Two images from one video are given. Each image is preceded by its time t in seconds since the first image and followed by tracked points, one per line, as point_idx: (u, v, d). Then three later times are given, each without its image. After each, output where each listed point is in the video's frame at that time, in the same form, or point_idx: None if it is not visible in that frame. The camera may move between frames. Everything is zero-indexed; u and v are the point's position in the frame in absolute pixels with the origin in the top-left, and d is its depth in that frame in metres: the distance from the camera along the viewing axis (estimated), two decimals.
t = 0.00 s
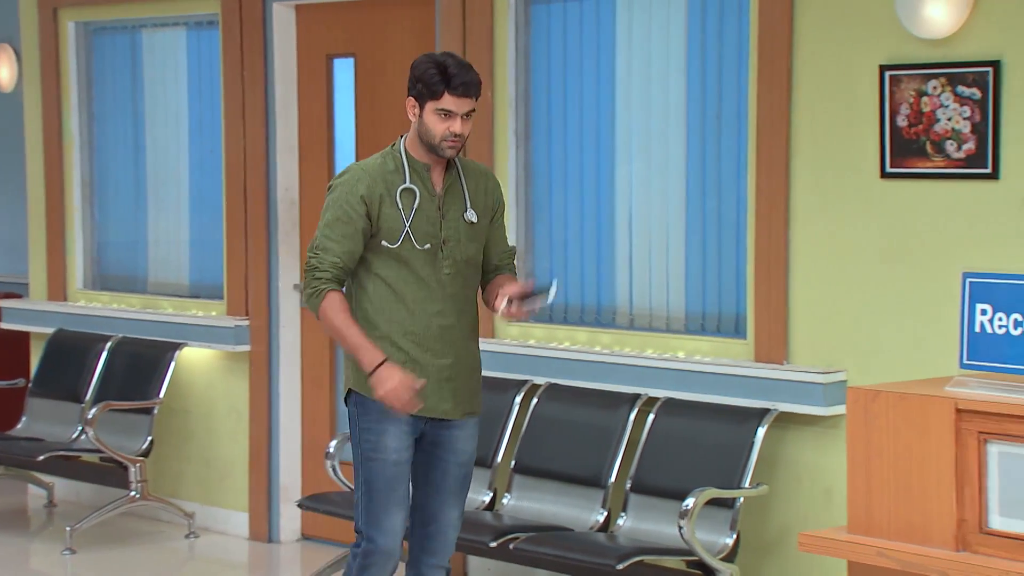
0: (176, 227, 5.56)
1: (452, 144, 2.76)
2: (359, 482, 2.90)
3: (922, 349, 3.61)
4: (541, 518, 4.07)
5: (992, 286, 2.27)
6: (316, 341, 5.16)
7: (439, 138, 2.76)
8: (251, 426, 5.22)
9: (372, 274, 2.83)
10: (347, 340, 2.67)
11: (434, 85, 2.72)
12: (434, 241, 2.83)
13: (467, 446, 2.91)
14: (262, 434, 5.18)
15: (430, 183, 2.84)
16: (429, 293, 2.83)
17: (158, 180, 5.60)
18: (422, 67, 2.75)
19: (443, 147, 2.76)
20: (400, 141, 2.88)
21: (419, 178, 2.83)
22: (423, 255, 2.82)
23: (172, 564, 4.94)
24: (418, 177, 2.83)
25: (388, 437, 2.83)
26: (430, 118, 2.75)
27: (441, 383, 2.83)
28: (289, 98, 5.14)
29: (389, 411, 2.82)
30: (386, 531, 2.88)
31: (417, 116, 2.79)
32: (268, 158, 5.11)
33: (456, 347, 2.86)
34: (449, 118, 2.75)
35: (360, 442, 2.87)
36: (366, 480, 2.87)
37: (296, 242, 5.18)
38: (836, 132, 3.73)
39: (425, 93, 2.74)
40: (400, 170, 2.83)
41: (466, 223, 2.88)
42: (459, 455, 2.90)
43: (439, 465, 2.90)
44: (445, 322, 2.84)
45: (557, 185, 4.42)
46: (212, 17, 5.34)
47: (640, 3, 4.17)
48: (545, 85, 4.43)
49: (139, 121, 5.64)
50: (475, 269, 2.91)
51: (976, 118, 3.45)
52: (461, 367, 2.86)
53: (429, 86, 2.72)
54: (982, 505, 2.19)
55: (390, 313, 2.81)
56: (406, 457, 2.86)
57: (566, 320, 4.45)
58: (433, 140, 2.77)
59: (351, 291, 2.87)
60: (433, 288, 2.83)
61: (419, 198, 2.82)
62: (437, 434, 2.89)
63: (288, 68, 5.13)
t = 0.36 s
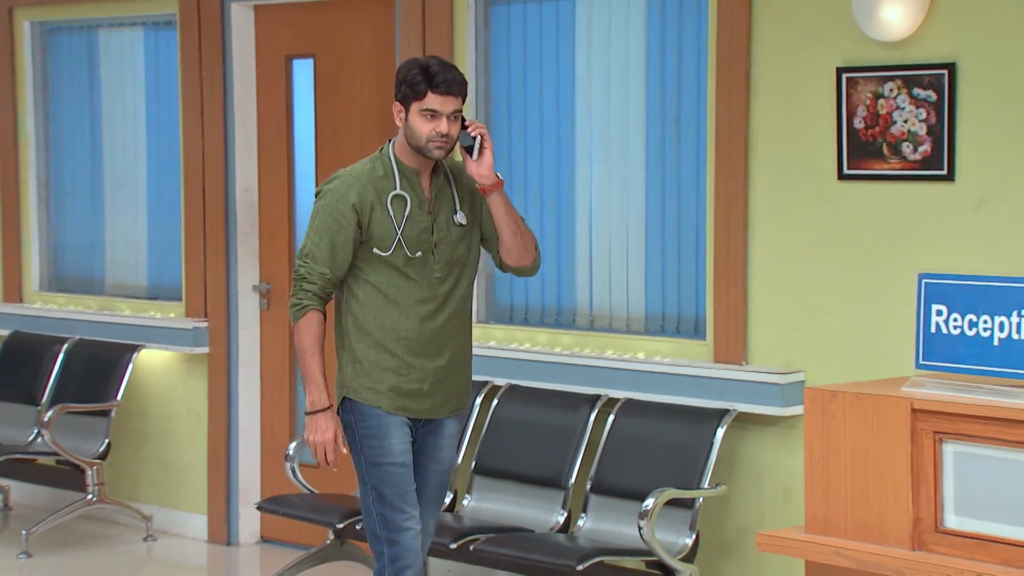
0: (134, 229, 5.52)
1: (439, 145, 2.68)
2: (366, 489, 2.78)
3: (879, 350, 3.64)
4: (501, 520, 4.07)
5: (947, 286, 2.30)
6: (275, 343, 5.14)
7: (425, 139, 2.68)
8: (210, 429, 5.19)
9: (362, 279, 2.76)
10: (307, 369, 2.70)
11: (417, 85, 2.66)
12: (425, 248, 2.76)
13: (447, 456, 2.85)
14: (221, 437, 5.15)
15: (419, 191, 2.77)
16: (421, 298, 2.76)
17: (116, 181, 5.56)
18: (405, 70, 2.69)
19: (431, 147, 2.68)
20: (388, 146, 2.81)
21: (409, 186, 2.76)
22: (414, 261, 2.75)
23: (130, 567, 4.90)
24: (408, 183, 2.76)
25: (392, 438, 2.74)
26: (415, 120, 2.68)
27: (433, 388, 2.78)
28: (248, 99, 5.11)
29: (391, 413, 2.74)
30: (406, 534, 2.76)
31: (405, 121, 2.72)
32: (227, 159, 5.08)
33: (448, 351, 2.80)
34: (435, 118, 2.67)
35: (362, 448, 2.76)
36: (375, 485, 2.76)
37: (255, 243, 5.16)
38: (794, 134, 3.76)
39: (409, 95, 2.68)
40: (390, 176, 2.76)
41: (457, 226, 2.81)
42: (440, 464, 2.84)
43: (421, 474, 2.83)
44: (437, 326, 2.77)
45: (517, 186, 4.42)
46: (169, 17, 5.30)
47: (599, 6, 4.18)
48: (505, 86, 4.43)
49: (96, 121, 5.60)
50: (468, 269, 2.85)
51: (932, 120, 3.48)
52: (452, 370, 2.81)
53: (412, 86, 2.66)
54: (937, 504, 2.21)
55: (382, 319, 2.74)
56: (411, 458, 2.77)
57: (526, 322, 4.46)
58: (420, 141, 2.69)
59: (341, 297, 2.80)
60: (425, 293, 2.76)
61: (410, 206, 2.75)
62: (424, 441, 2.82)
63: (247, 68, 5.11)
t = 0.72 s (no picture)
0: (99, 233, 5.49)
1: (427, 131, 2.62)
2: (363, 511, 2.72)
3: (844, 354, 3.66)
4: (469, 524, 4.06)
5: (911, 291, 2.31)
6: (241, 348, 5.12)
7: (412, 127, 2.62)
8: (175, 435, 5.16)
9: (360, 289, 2.66)
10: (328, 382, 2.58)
11: (399, 74, 2.62)
12: (422, 250, 2.68)
13: (452, 462, 2.79)
14: (187, 443, 5.12)
15: (410, 192, 2.70)
16: (421, 305, 2.68)
17: (81, 185, 5.52)
18: (383, 62, 2.65)
19: (419, 134, 2.62)
20: (372, 150, 2.73)
21: (399, 189, 2.68)
22: (414, 265, 2.67)
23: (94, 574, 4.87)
24: (399, 187, 2.68)
25: (397, 457, 2.68)
26: (400, 109, 2.62)
27: (436, 395, 2.70)
28: (214, 103, 5.09)
29: (396, 432, 2.66)
30: (402, 556, 2.72)
31: (388, 115, 2.65)
32: (193, 164, 5.06)
33: (448, 356, 2.72)
34: (420, 105, 2.61)
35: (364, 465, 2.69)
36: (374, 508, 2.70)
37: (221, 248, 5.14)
38: (759, 139, 3.78)
39: (390, 86, 2.63)
40: (380, 181, 2.67)
41: (449, 226, 2.74)
42: (446, 471, 2.78)
43: (426, 484, 2.77)
44: (438, 332, 2.69)
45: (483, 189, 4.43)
46: (135, 21, 5.27)
47: (566, 11, 4.19)
48: (473, 91, 4.43)
49: (60, 124, 5.55)
50: (463, 268, 2.78)
51: (896, 126, 3.51)
52: (452, 375, 2.74)
53: (393, 75, 2.62)
54: (901, 508, 2.23)
55: (383, 328, 2.65)
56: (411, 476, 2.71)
57: (494, 327, 4.46)
58: (407, 130, 2.62)
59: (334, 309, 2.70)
60: (426, 299, 2.68)
61: (404, 209, 2.67)
62: (428, 452, 2.75)
63: (212, 73, 5.09)
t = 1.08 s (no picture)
0: (77, 240, 5.46)
1: (432, 133, 2.68)
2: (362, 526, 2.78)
3: (823, 360, 3.67)
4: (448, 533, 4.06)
5: (890, 297, 2.32)
6: (221, 355, 5.10)
7: (418, 129, 2.68)
8: (154, 442, 5.15)
9: (362, 296, 2.71)
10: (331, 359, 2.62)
11: (402, 76, 2.68)
12: (424, 258, 2.73)
13: (480, 464, 2.80)
14: (166, 449, 5.10)
15: (411, 199, 2.74)
16: (424, 312, 2.73)
17: (59, 192, 5.50)
18: (385, 65, 2.72)
19: (424, 135, 2.68)
20: (373, 155, 2.78)
21: (400, 195, 2.73)
22: (416, 273, 2.72)
23: None
24: (401, 193, 2.73)
25: (399, 475, 2.73)
26: (405, 111, 2.68)
27: (440, 402, 2.73)
28: (193, 109, 5.08)
29: (397, 450, 2.72)
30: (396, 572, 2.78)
31: (390, 117, 2.71)
32: (172, 170, 5.04)
33: (450, 364, 2.76)
34: (425, 106, 2.68)
35: (367, 480, 2.75)
36: (373, 523, 2.76)
37: (200, 254, 5.12)
38: (738, 146, 3.79)
39: (394, 88, 2.69)
40: (382, 186, 2.72)
41: (450, 232, 2.79)
42: (475, 474, 2.79)
43: (456, 489, 2.79)
44: (441, 339, 2.74)
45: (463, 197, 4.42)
46: (113, 27, 5.26)
47: (545, 17, 4.19)
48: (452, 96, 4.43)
49: (38, 129, 5.53)
50: (466, 274, 2.83)
51: (875, 133, 3.52)
52: (456, 382, 2.77)
53: (397, 77, 2.68)
54: (879, 513, 2.23)
55: (386, 335, 2.70)
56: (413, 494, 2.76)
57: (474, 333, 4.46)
58: (411, 131, 2.68)
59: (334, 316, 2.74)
60: (429, 306, 2.73)
61: (405, 215, 2.72)
62: (446, 459, 2.79)
63: (191, 79, 5.08)
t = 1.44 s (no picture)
0: (38, 244, 5.42)
1: (437, 143, 2.66)
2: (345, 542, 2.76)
3: (787, 364, 3.69)
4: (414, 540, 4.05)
5: (852, 302, 2.33)
6: (184, 360, 5.07)
7: (423, 137, 2.66)
8: (117, 448, 5.11)
9: (356, 304, 2.69)
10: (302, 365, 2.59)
11: (411, 84, 2.66)
12: (420, 269, 2.69)
13: (474, 480, 2.74)
14: (128, 455, 5.07)
15: (415, 208, 2.72)
16: (418, 324, 2.69)
17: (20, 195, 5.45)
18: (394, 72, 2.70)
19: (430, 144, 2.66)
20: (382, 163, 2.76)
21: (403, 204, 2.71)
22: (410, 283, 2.68)
23: None
24: (405, 201, 2.71)
25: (377, 491, 2.69)
26: (412, 119, 2.66)
27: (431, 415, 2.69)
28: (155, 113, 5.05)
29: (377, 468, 2.69)
30: None
31: (398, 125, 2.69)
32: (135, 174, 5.01)
33: (445, 378, 2.72)
34: (432, 114, 2.66)
35: (350, 496, 2.72)
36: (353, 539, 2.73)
37: (163, 258, 5.09)
38: (702, 151, 3.80)
39: (402, 96, 2.67)
40: (384, 193, 2.70)
41: (456, 246, 2.75)
42: (466, 490, 2.73)
43: (446, 505, 2.74)
44: (436, 352, 2.70)
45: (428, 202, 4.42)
46: (75, 30, 5.23)
47: (510, 21, 4.20)
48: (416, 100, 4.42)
49: None
50: (469, 289, 2.78)
51: (837, 138, 3.54)
52: (450, 398, 2.72)
53: (404, 84, 2.66)
54: (842, 516, 2.25)
55: (378, 344, 2.67)
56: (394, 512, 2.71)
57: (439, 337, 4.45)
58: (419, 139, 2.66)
59: (331, 323, 2.74)
60: (423, 318, 2.69)
61: (405, 224, 2.69)
62: (437, 474, 2.74)
63: (154, 82, 5.05)
